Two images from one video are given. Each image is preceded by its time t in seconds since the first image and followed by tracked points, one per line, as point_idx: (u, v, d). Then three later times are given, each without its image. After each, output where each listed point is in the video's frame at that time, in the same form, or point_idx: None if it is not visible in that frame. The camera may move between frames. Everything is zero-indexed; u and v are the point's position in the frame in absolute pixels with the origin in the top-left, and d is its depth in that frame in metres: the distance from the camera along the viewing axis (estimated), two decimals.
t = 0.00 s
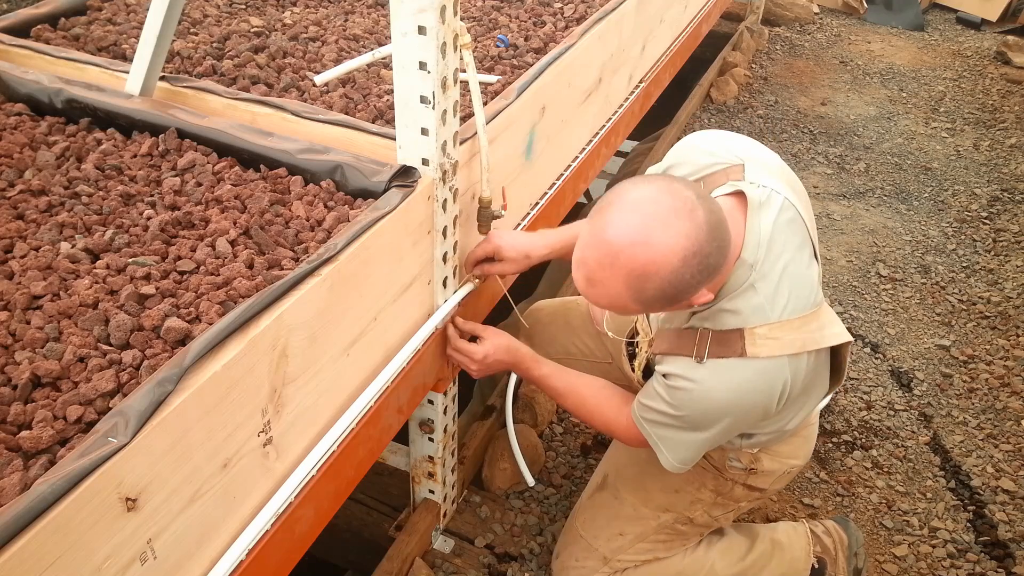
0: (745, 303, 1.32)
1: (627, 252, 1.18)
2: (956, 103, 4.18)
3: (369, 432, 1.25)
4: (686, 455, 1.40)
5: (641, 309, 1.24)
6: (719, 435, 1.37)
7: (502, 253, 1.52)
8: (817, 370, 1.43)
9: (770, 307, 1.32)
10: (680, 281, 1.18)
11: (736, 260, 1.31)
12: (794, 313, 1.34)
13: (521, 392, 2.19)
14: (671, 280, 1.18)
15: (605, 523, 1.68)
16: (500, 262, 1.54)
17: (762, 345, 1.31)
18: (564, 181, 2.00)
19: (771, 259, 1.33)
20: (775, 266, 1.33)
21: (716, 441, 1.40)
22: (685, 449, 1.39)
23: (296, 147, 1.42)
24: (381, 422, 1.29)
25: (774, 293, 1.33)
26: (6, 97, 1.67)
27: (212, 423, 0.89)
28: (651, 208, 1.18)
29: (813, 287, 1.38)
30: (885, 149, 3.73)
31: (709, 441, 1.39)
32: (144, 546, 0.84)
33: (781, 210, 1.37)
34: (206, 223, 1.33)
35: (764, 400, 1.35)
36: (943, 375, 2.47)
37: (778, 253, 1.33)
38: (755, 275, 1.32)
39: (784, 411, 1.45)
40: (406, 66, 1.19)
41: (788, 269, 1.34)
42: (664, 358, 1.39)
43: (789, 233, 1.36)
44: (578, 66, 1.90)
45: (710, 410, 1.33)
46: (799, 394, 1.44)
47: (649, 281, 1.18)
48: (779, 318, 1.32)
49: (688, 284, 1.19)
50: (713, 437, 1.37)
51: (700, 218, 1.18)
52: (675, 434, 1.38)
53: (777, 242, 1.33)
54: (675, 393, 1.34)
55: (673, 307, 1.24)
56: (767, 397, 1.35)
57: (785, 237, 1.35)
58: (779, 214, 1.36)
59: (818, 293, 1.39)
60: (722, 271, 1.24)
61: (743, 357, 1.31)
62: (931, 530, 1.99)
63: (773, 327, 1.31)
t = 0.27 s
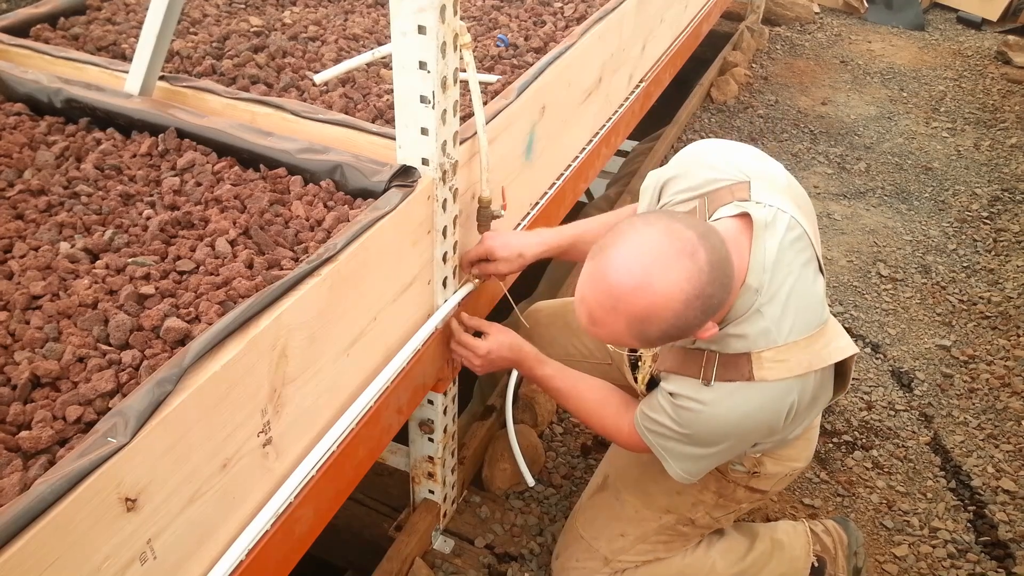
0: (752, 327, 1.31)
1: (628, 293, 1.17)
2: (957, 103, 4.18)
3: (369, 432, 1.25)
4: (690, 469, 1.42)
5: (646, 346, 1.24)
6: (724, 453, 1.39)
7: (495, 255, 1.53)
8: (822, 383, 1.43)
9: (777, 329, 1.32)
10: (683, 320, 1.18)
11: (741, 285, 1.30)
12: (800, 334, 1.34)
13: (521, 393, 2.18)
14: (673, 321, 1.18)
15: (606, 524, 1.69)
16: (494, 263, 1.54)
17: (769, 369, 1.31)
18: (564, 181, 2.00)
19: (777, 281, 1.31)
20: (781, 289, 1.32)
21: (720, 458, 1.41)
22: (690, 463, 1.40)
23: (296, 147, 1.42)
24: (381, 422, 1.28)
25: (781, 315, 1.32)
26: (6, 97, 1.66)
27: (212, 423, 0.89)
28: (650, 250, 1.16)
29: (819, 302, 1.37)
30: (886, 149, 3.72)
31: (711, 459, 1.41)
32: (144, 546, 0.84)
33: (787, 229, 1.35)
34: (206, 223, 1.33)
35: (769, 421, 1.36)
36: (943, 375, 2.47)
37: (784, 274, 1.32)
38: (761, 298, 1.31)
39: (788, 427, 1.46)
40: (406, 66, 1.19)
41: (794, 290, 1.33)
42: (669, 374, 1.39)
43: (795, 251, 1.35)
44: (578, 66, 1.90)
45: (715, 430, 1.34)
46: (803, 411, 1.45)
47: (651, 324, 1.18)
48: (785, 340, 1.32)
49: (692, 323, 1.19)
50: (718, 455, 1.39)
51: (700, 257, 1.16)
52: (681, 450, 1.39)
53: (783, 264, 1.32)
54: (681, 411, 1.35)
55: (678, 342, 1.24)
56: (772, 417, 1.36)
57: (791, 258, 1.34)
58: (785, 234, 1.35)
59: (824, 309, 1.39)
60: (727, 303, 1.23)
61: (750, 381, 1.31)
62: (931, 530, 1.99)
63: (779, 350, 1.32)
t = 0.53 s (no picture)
0: (756, 325, 1.31)
1: (638, 272, 1.18)
2: (956, 103, 4.18)
3: (369, 432, 1.25)
4: (691, 467, 1.41)
5: (646, 330, 1.24)
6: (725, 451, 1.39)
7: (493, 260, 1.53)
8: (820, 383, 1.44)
9: (779, 326, 1.32)
10: (689, 306, 1.19)
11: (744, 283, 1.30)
12: (803, 332, 1.34)
13: (521, 392, 2.19)
14: (679, 305, 1.18)
15: (607, 525, 1.69)
16: (492, 267, 1.55)
17: (771, 365, 1.32)
18: (564, 182, 2.00)
19: (780, 278, 1.32)
20: (784, 287, 1.32)
21: (721, 456, 1.41)
22: (692, 462, 1.40)
23: (296, 147, 1.42)
24: (381, 422, 1.28)
25: (784, 312, 1.32)
26: (6, 97, 1.67)
27: (212, 423, 0.89)
28: (665, 231, 1.17)
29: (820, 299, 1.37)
30: (885, 149, 3.73)
31: (713, 457, 1.40)
32: (144, 546, 0.84)
33: (790, 227, 1.35)
34: (206, 223, 1.33)
35: (770, 420, 1.36)
36: (943, 375, 2.47)
37: (787, 271, 1.32)
38: (764, 295, 1.31)
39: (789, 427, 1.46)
40: (406, 66, 1.19)
41: (797, 287, 1.33)
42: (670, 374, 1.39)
43: (797, 249, 1.35)
44: (578, 66, 1.90)
45: (717, 427, 1.33)
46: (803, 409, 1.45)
47: (657, 305, 1.19)
48: (788, 336, 1.32)
49: (695, 309, 1.20)
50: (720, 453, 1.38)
51: (716, 246, 1.18)
52: (682, 449, 1.39)
53: (786, 261, 1.33)
54: (682, 410, 1.34)
55: (678, 329, 1.25)
56: (773, 414, 1.36)
57: (794, 255, 1.34)
58: (787, 232, 1.34)
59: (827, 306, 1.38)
60: (731, 297, 1.25)
61: (752, 378, 1.32)
62: (931, 530, 1.99)
63: (782, 346, 1.32)
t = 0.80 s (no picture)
0: (743, 291, 1.33)
1: (642, 182, 1.20)
2: (956, 103, 4.18)
3: (369, 432, 1.25)
4: (683, 448, 1.38)
5: (632, 246, 1.26)
6: (716, 428, 1.36)
7: (494, 261, 1.54)
8: (814, 363, 1.42)
9: (768, 295, 1.33)
10: (681, 229, 1.21)
11: (732, 248, 1.33)
12: (793, 302, 1.34)
13: (521, 392, 2.19)
14: (674, 221, 1.21)
15: (606, 526, 1.69)
16: (493, 269, 1.55)
17: (760, 332, 1.31)
18: (564, 182, 2.00)
19: (769, 247, 1.35)
20: (773, 256, 1.35)
21: (715, 434, 1.38)
22: (684, 441, 1.37)
23: (296, 147, 1.42)
24: (381, 421, 1.28)
25: (772, 282, 1.34)
26: (6, 97, 1.67)
27: (211, 423, 0.89)
28: (682, 150, 1.21)
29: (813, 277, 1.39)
30: (885, 149, 3.73)
31: (707, 433, 1.36)
32: (144, 546, 0.84)
33: (779, 202, 1.40)
34: (206, 223, 1.33)
35: (761, 390, 1.33)
36: (943, 375, 2.47)
37: (775, 242, 1.35)
38: (753, 261, 1.34)
39: (785, 410, 1.47)
40: (406, 66, 1.19)
41: (786, 259, 1.36)
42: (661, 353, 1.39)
43: (787, 223, 1.38)
44: (578, 66, 1.90)
45: (705, 399, 1.31)
46: (798, 388, 1.43)
47: (653, 213, 1.21)
48: (776, 306, 1.33)
49: (685, 235, 1.22)
50: (710, 429, 1.35)
51: (722, 181, 1.22)
52: (672, 427, 1.37)
53: (776, 231, 1.36)
54: (669, 382, 1.33)
55: (659, 258, 1.27)
56: (763, 386, 1.33)
57: (783, 229, 1.37)
58: (778, 204, 1.39)
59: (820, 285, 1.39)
60: (719, 246, 1.28)
61: (741, 344, 1.30)
62: (931, 530, 1.99)
63: (770, 314, 1.32)
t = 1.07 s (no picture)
0: (728, 266, 1.34)
1: (647, 126, 1.22)
2: (956, 103, 4.18)
3: (369, 432, 1.25)
4: (673, 428, 1.38)
5: (625, 192, 1.25)
6: (705, 408, 1.35)
7: (497, 259, 1.55)
8: (802, 344, 1.40)
9: (754, 272, 1.33)
10: (677, 175, 1.22)
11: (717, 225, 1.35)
12: (779, 280, 1.34)
13: (521, 392, 2.19)
14: (672, 167, 1.21)
15: (604, 523, 1.68)
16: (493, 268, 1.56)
17: (747, 308, 1.30)
18: (564, 182, 2.00)
19: (756, 225, 1.37)
20: (759, 235, 1.36)
21: (705, 415, 1.37)
22: (674, 421, 1.37)
23: (296, 147, 1.42)
24: (381, 421, 1.28)
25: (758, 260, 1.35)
26: (6, 97, 1.67)
27: (211, 424, 0.89)
28: (689, 103, 1.24)
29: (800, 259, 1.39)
30: (885, 149, 3.73)
31: (696, 413, 1.35)
32: (144, 546, 0.84)
33: (765, 184, 1.43)
34: (206, 223, 1.33)
35: (749, 370, 1.32)
36: (943, 375, 2.47)
37: (762, 222, 1.37)
38: (739, 238, 1.35)
39: (779, 391, 1.44)
40: (405, 66, 1.19)
41: (772, 238, 1.37)
42: (652, 334, 1.41)
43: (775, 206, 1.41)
44: (578, 66, 1.90)
45: (689, 379, 1.31)
46: (790, 368, 1.41)
47: (653, 155, 1.21)
48: (763, 284, 1.33)
49: (681, 185, 1.23)
50: (699, 408, 1.35)
51: (722, 139, 1.24)
52: (661, 406, 1.37)
53: (762, 210, 1.39)
54: (656, 362, 1.34)
55: (650, 211, 1.27)
56: (751, 364, 1.31)
57: (770, 210, 1.39)
58: (764, 185, 1.42)
59: (807, 267, 1.40)
60: (711, 210, 1.29)
61: (727, 321, 1.30)
62: (931, 530, 1.99)
63: (757, 291, 1.32)
